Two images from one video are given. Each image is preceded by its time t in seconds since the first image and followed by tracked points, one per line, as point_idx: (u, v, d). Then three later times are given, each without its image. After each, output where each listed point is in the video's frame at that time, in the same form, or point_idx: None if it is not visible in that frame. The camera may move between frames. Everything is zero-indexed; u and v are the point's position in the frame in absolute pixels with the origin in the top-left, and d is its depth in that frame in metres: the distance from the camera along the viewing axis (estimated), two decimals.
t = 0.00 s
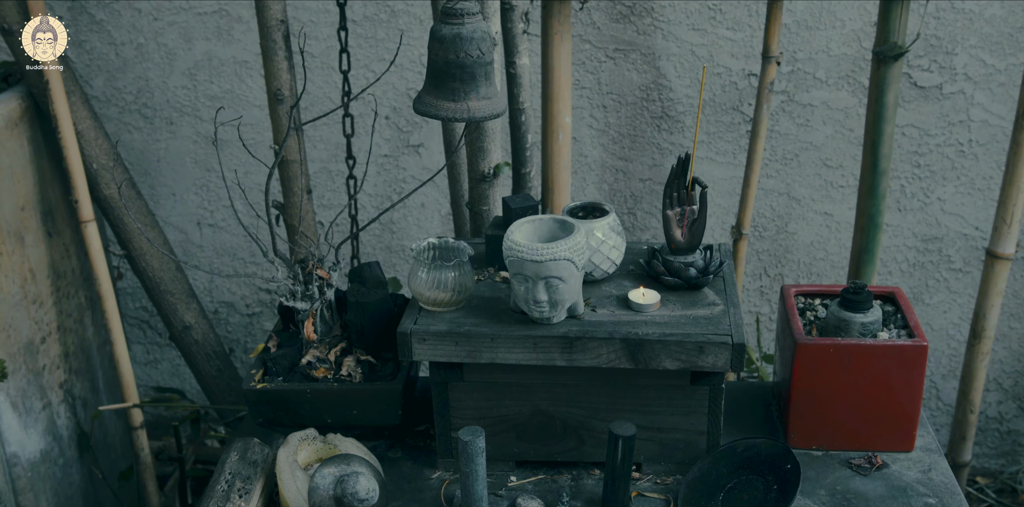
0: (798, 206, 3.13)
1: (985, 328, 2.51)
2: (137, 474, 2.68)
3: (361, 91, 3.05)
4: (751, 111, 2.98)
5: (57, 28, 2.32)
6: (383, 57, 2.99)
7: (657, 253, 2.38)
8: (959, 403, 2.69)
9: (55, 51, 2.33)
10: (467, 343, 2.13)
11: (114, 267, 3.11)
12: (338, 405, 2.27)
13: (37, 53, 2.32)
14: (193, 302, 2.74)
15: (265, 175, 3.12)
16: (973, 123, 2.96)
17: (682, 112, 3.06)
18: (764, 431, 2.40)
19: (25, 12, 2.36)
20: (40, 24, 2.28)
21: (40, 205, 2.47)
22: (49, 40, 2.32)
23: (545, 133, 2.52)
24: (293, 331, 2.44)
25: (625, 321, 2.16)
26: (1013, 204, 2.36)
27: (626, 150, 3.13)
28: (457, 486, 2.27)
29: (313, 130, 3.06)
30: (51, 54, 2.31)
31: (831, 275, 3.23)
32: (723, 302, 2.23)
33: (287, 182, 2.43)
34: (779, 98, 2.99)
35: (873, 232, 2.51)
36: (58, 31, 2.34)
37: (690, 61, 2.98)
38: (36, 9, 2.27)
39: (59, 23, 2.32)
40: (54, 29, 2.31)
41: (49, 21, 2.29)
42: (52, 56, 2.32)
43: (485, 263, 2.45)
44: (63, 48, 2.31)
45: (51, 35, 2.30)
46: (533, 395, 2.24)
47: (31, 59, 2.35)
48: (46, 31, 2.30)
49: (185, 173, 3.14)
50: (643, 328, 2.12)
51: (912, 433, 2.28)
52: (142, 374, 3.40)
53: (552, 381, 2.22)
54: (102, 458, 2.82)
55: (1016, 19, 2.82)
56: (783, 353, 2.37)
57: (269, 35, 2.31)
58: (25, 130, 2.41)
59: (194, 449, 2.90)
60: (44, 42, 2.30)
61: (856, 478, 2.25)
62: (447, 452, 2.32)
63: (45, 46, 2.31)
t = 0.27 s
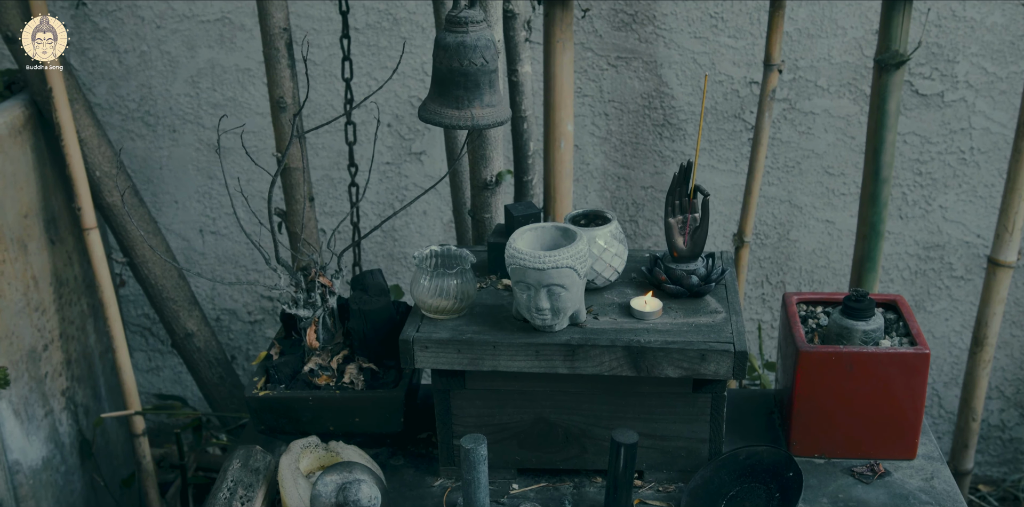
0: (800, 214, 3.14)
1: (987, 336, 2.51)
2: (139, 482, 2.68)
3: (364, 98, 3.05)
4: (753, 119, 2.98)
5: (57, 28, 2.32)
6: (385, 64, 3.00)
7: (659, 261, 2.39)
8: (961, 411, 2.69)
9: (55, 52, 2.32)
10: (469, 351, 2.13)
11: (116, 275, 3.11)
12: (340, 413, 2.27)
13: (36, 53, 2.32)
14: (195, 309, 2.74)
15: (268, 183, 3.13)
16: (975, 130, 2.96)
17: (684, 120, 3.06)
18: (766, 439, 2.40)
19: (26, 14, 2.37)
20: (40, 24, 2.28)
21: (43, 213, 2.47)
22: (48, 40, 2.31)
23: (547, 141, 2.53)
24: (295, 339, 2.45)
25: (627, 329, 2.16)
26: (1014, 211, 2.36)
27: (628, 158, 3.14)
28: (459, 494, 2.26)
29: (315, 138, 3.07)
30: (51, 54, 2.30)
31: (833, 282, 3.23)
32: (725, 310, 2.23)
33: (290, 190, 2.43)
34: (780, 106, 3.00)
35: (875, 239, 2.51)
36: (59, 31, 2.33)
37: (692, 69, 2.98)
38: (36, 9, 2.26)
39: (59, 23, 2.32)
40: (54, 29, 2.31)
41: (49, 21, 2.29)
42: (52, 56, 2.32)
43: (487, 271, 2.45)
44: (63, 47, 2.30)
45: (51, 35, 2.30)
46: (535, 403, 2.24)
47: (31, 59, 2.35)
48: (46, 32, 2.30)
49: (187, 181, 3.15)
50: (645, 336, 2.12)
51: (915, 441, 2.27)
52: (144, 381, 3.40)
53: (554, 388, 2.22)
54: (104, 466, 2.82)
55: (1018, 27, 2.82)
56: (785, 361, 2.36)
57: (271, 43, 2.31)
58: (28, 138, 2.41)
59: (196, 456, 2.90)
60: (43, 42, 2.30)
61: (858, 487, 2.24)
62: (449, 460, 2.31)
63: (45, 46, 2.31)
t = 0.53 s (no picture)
0: (801, 220, 3.14)
1: (988, 343, 2.51)
2: (140, 488, 2.67)
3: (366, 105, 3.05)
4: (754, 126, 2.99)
5: (57, 29, 2.30)
6: (386, 71, 3.00)
7: (660, 267, 2.38)
8: (963, 418, 2.68)
9: (55, 52, 2.31)
10: (471, 357, 2.13)
11: (117, 281, 3.11)
12: (341, 419, 2.27)
13: (37, 53, 2.31)
14: (196, 315, 2.74)
15: (269, 189, 3.13)
16: (976, 137, 2.96)
17: (685, 127, 3.06)
18: (768, 445, 2.39)
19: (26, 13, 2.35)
20: (40, 24, 2.26)
21: (45, 219, 2.47)
22: (48, 39, 2.30)
23: (549, 147, 2.53)
24: (297, 345, 2.43)
25: (629, 335, 2.16)
26: (1015, 218, 2.36)
27: (629, 165, 3.14)
28: (460, 501, 2.26)
29: (317, 144, 3.08)
30: (51, 54, 2.30)
31: (834, 289, 3.23)
32: (727, 317, 2.23)
33: (291, 197, 2.43)
34: (781, 112, 3.00)
35: (877, 246, 2.51)
36: (59, 31, 2.31)
37: (693, 76, 2.98)
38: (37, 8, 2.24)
39: (59, 22, 2.29)
40: (54, 29, 2.29)
41: (49, 22, 2.27)
42: (52, 56, 2.31)
43: (488, 277, 2.45)
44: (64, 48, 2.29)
45: (51, 36, 2.28)
46: (536, 410, 2.24)
47: (31, 59, 2.33)
48: (46, 31, 2.28)
49: (188, 187, 3.15)
50: (647, 342, 2.12)
51: (916, 448, 2.27)
52: (145, 387, 3.40)
53: (555, 395, 2.22)
54: (105, 472, 2.81)
55: (1018, 34, 2.83)
56: (786, 368, 2.36)
57: (273, 49, 2.31)
58: (30, 144, 2.42)
59: (196, 463, 2.90)
60: (43, 42, 2.28)
61: (860, 494, 2.24)
62: (450, 466, 2.31)
63: (45, 45, 2.30)
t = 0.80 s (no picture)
0: (801, 227, 3.14)
1: (988, 350, 2.51)
2: (139, 496, 2.67)
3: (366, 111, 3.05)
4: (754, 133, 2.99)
5: (57, 29, 2.31)
6: (387, 78, 3.01)
7: (661, 275, 2.38)
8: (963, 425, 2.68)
9: (55, 52, 2.31)
10: (471, 365, 2.12)
11: (117, 288, 3.11)
12: (341, 427, 2.26)
13: (37, 53, 2.31)
14: (196, 322, 2.74)
15: (269, 196, 3.14)
16: (976, 144, 2.96)
17: (685, 134, 3.07)
18: (769, 453, 2.39)
19: (26, 14, 2.35)
20: (40, 24, 2.28)
21: (45, 226, 2.47)
22: (48, 40, 2.30)
23: (549, 154, 2.53)
24: (296, 353, 2.44)
25: (629, 343, 2.15)
26: (1016, 225, 2.36)
27: (629, 172, 3.14)
28: None
29: (317, 151, 3.08)
30: (51, 54, 2.30)
31: (834, 295, 3.23)
32: (727, 324, 2.23)
33: (291, 203, 2.43)
34: (782, 119, 3.00)
35: (877, 253, 2.51)
36: (59, 31, 2.32)
37: (693, 83, 2.99)
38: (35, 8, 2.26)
39: (59, 23, 2.30)
40: (54, 29, 2.30)
41: (49, 22, 2.28)
42: (52, 56, 2.32)
43: (489, 284, 2.45)
44: (63, 48, 2.30)
45: (51, 35, 2.29)
46: (537, 417, 2.24)
47: (31, 59, 2.33)
48: (46, 31, 2.29)
49: (189, 194, 3.15)
50: (647, 350, 2.11)
51: (917, 455, 2.26)
52: (144, 394, 3.40)
53: (556, 403, 2.21)
54: (104, 480, 2.81)
55: (1018, 41, 2.83)
56: (787, 375, 2.36)
57: (274, 56, 2.31)
58: (31, 151, 2.42)
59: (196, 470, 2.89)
60: (43, 42, 2.29)
61: (861, 502, 2.23)
62: (451, 474, 2.30)
63: (45, 46, 2.30)
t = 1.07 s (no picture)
0: (800, 235, 3.14)
1: (988, 358, 2.50)
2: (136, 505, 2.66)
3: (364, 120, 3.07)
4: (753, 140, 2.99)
5: (57, 29, 2.32)
6: (385, 86, 3.01)
7: (659, 283, 2.37)
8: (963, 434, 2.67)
9: (55, 52, 2.33)
10: (469, 374, 2.12)
11: (115, 296, 3.11)
12: (339, 436, 2.26)
13: (37, 53, 2.33)
14: (194, 331, 2.74)
15: (268, 204, 3.14)
16: (974, 152, 2.96)
17: (684, 142, 3.06)
18: (768, 462, 2.38)
19: (24, 18, 2.34)
20: (40, 24, 2.29)
21: (43, 234, 2.47)
22: (49, 40, 2.32)
23: (547, 162, 2.53)
24: (294, 361, 2.44)
25: (627, 352, 2.14)
26: (1015, 233, 2.35)
27: (628, 180, 3.14)
28: None
29: (316, 159, 3.08)
30: (51, 54, 2.32)
31: (833, 303, 3.23)
32: (726, 333, 2.22)
33: (289, 212, 2.42)
34: (780, 127, 3.00)
35: (876, 261, 2.51)
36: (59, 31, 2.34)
37: (692, 91, 2.99)
38: (34, 9, 2.27)
39: (59, 23, 2.31)
40: (54, 28, 2.31)
41: (49, 21, 2.30)
42: (52, 55, 2.33)
43: (487, 293, 2.44)
44: (62, 47, 2.31)
45: (50, 35, 2.31)
46: (535, 426, 2.23)
47: (31, 59, 2.35)
48: (46, 32, 2.30)
49: (187, 202, 3.15)
50: (646, 359, 2.10)
51: (916, 464, 2.25)
52: (142, 402, 3.40)
53: (554, 412, 2.21)
54: (102, 488, 2.80)
55: (1017, 49, 2.83)
56: (786, 384, 2.35)
57: (272, 65, 2.30)
58: (29, 160, 2.42)
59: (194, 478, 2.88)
60: (43, 42, 2.31)
61: None
62: (449, 483, 2.30)
63: (45, 46, 2.32)
